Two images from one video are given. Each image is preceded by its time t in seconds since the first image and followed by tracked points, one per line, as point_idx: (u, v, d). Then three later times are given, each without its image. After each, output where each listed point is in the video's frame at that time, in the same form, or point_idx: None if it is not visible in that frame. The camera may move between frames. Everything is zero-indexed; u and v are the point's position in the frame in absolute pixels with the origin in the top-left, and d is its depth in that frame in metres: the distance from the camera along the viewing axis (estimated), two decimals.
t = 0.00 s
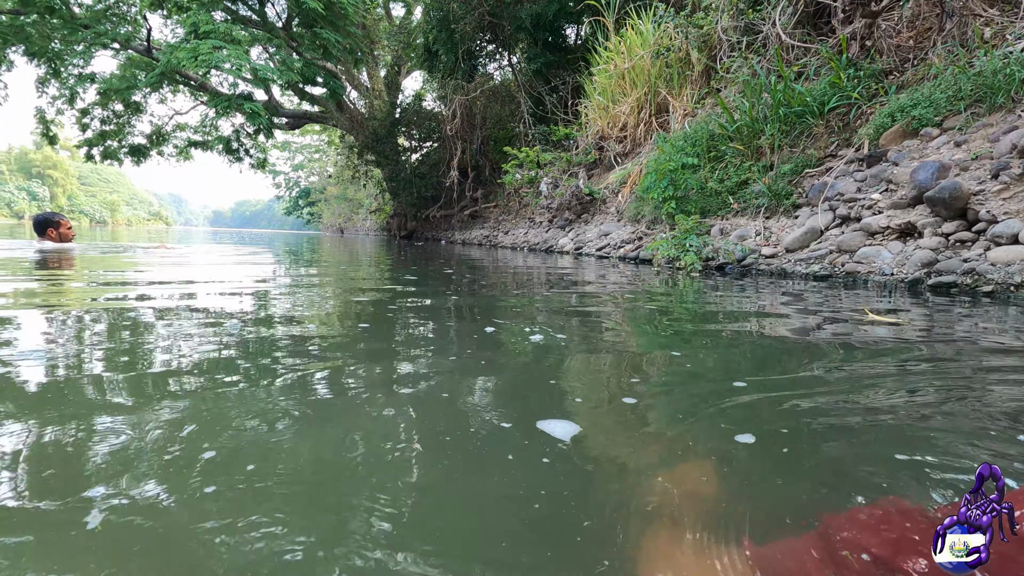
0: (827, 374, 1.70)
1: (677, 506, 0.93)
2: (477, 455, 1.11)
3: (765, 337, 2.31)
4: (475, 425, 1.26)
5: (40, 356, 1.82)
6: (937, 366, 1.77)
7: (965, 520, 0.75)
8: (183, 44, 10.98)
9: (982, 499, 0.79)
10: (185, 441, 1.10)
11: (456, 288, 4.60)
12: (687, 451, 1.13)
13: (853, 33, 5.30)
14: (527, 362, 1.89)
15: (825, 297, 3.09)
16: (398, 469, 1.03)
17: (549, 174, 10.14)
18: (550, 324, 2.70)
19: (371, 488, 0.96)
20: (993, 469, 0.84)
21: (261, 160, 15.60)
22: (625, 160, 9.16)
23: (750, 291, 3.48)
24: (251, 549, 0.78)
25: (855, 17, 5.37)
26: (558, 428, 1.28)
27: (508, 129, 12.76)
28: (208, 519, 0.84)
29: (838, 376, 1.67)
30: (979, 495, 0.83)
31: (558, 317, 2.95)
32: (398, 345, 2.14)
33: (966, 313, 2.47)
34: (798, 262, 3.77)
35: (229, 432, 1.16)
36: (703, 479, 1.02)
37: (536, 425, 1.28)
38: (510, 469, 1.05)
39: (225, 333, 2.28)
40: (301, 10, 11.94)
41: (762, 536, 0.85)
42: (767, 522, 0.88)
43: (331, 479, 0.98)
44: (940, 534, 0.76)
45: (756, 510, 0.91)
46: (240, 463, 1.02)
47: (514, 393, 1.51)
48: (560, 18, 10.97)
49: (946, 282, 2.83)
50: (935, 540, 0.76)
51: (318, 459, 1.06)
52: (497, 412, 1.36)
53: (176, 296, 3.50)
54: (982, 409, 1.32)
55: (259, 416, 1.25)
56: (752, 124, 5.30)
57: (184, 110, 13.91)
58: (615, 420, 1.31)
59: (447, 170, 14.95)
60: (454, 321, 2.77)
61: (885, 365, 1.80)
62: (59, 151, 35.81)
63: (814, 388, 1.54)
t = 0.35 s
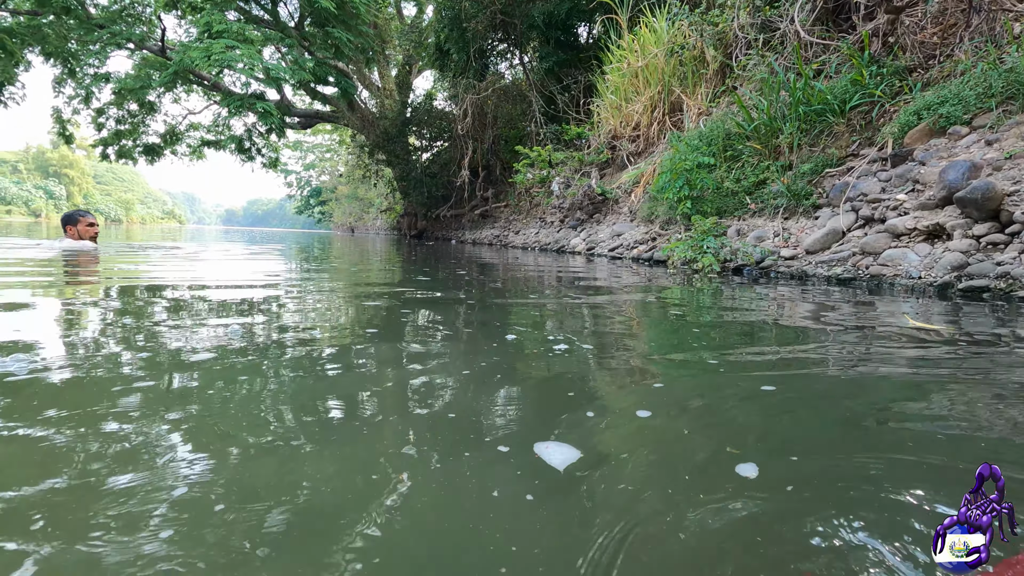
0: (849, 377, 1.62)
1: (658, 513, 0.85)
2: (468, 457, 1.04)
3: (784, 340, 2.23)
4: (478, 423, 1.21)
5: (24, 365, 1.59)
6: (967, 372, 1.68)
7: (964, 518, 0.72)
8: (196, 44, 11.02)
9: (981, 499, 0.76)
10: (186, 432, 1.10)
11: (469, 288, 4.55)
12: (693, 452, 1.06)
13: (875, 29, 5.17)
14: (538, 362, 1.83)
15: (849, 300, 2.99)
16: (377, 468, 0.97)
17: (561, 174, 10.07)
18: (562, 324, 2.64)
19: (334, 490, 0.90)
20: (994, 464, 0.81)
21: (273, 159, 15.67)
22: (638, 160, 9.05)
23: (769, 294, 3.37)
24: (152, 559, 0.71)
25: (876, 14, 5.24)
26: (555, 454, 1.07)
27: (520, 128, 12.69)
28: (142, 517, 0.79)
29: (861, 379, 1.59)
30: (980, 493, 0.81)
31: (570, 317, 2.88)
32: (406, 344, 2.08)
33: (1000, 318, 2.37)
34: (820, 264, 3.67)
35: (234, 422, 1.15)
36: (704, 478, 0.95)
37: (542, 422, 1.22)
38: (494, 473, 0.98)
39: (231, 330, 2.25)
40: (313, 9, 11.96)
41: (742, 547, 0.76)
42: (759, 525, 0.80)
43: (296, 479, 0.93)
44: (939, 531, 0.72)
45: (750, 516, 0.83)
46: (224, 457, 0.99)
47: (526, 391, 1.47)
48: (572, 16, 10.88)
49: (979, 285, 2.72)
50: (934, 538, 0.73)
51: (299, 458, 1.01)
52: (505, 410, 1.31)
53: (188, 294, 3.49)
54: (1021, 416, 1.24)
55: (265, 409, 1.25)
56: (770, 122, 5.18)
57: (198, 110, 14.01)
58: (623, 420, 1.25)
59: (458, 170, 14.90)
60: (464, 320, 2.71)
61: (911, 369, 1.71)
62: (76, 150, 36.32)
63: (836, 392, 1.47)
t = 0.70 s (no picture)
0: (871, 380, 1.56)
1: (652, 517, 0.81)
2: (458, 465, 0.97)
3: (800, 342, 2.15)
4: (482, 429, 1.14)
5: None
6: (996, 376, 1.61)
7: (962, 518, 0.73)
8: (206, 43, 11.02)
9: (981, 499, 0.78)
10: (187, 436, 1.05)
11: (478, 288, 4.49)
12: (707, 457, 1.01)
13: (895, 24, 5.04)
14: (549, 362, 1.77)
15: (872, 302, 2.89)
16: (369, 477, 0.92)
17: (570, 173, 9.98)
18: (571, 325, 2.58)
19: (320, 500, 0.84)
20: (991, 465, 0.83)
21: (283, 159, 15.69)
22: (649, 159, 8.94)
23: (786, 296, 3.28)
24: None
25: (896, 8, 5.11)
26: (554, 485, 0.91)
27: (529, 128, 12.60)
28: (111, 533, 0.74)
29: (883, 382, 1.54)
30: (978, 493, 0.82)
31: (580, 318, 2.81)
32: (415, 344, 2.02)
33: None
34: (839, 266, 3.55)
35: (240, 426, 1.11)
36: (715, 482, 0.91)
37: (546, 426, 1.16)
38: (478, 485, 0.90)
39: (236, 329, 2.22)
40: (323, 9, 11.92)
41: (745, 557, 0.72)
42: (758, 531, 0.77)
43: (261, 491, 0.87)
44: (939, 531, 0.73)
45: (749, 522, 0.79)
46: (213, 463, 0.94)
47: (538, 392, 1.42)
48: (582, 14, 10.78)
49: (1011, 289, 2.60)
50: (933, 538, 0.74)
51: (274, 467, 0.94)
52: (513, 413, 1.24)
53: (196, 293, 3.46)
54: None
55: (276, 412, 1.20)
56: (786, 120, 5.08)
57: (208, 110, 14.05)
58: (633, 420, 1.20)
59: (467, 169, 14.83)
60: (472, 321, 2.65)
61: (935, 373, 1.65)
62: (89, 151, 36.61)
63: (858, 394, 1.41)
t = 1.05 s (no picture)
0: (889, 380, 1.53)
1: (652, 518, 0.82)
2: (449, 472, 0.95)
3: (817, 341, 2.11)
4: (492, 437, 1.10)
5: None
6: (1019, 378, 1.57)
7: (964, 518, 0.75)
8: (215, 42, 10.99)
9: (982, 499, 0.80)
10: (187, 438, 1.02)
11: (486, 287, 4.43)
12: (720, 463, 0.99)
13: (915, 16, 4.91)
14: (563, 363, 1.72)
15: (894, 302, 2.80)
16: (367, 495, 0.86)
17: (579, 171, 9.89)
18: (582, 324, 2.53)
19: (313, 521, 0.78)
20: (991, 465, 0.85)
21: (290, 158, 15.67)
22: (659, 157, 8.82)
23: (804, 295, 3.20)
24: None
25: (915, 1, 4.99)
26: (537, 533, 0.79)
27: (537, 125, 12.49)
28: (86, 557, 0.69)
29: (905, 383, 1.50)
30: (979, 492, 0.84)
31: (591, 317, 2.77)
32: (423, 344, 1.96)
33: None
34: (859, 265, 3.45)
35: (241, 429, 1.07)
36: (724, 485, 0.91)
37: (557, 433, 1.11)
38: (469, 500, 0.86)
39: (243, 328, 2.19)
40: (331, 6, 11.85)
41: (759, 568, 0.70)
42: (762, 540, 0.76)
43: (216, 494, 0.83)
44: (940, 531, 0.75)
45: (752, 530, 0.78)
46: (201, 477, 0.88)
47: (551, 395, 1.37)
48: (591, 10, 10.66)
49: None
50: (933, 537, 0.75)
51: (245, 470, 0.91)
52: (521, 416, 1.21)
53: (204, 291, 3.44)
54: None
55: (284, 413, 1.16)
56: (801, 115, 4.96)
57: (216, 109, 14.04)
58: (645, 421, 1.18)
59: (474, 167, 14.75)
60: (482, 320, 2.59)
61: (957, 374, 1.61)
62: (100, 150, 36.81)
63: (876, 395, 1.38)
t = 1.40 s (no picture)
0: (908, 377, 1.45)
1: (634, 516, 0.77)
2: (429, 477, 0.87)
3: (835, 338, 2.02)
4: (493, 436, 1.04)
5: None
6: None
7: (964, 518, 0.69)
8: (223, 42, 10.99)
9: (981, 498, 0.73)
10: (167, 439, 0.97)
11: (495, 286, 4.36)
12: (719, 461, 0.92)
13: (936, 6, 4.76)
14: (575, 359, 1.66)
15: (917, 301, 2.70)
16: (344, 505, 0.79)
17: (589, 168, 9.79)
18: (591, 322, 2.46)
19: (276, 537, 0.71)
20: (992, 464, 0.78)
21: (299, 157, 15.68)
22: (670, 153, 8.69)
23: (822, 294, 3.10)
24: None
25: None
26: None
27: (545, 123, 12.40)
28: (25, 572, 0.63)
29: (925, 379, 1.42)
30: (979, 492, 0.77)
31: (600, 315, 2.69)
32: (431, 343, 1.89)
33: None
34: (881, 263, 3.35)
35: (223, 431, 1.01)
36: (722, 483, 0.85)
37: (565, 433, 1.05)
38: (451, 514, 0.77)
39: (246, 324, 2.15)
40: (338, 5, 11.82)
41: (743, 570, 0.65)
42: (757, 542, 0.70)
43: (176, 505, 0.76)
44: (940, 531, 0.69)
45: (743, 529, 0.73)
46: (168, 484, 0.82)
47: (557, 392, 1.31)
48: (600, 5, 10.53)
49: None
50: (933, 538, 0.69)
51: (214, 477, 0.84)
52: (519, 414, 1.15)
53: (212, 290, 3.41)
54: None
55: (274, 415, 1.10)
56: (817, 110, 4.85)
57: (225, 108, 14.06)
58: (648, 419, 1.12)
59: (482, 166, 14.67)
60: (490, 318, 2.53)
61: (983, 371, 1.52)
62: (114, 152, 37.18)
63: (894, 392, 1.30)
